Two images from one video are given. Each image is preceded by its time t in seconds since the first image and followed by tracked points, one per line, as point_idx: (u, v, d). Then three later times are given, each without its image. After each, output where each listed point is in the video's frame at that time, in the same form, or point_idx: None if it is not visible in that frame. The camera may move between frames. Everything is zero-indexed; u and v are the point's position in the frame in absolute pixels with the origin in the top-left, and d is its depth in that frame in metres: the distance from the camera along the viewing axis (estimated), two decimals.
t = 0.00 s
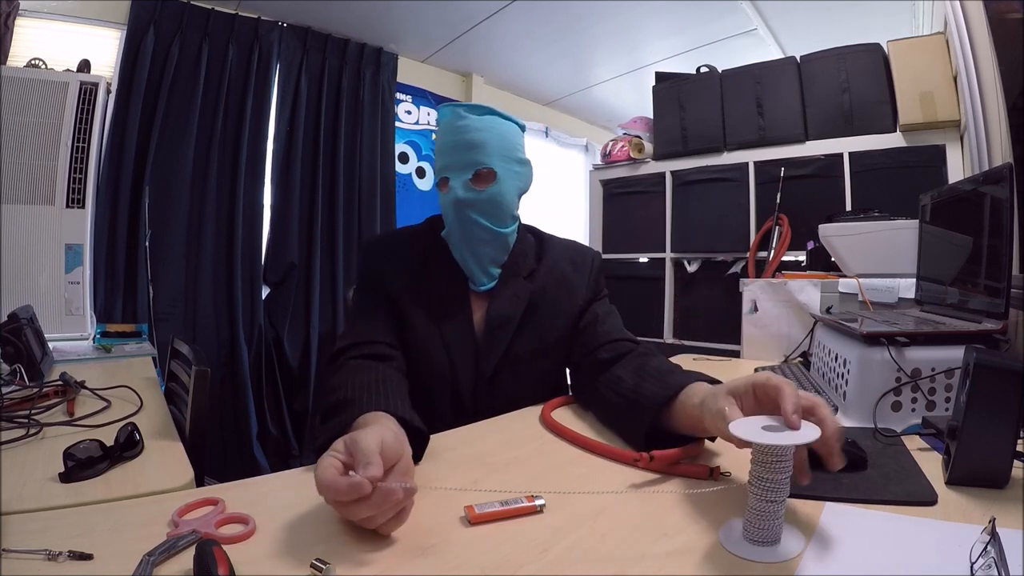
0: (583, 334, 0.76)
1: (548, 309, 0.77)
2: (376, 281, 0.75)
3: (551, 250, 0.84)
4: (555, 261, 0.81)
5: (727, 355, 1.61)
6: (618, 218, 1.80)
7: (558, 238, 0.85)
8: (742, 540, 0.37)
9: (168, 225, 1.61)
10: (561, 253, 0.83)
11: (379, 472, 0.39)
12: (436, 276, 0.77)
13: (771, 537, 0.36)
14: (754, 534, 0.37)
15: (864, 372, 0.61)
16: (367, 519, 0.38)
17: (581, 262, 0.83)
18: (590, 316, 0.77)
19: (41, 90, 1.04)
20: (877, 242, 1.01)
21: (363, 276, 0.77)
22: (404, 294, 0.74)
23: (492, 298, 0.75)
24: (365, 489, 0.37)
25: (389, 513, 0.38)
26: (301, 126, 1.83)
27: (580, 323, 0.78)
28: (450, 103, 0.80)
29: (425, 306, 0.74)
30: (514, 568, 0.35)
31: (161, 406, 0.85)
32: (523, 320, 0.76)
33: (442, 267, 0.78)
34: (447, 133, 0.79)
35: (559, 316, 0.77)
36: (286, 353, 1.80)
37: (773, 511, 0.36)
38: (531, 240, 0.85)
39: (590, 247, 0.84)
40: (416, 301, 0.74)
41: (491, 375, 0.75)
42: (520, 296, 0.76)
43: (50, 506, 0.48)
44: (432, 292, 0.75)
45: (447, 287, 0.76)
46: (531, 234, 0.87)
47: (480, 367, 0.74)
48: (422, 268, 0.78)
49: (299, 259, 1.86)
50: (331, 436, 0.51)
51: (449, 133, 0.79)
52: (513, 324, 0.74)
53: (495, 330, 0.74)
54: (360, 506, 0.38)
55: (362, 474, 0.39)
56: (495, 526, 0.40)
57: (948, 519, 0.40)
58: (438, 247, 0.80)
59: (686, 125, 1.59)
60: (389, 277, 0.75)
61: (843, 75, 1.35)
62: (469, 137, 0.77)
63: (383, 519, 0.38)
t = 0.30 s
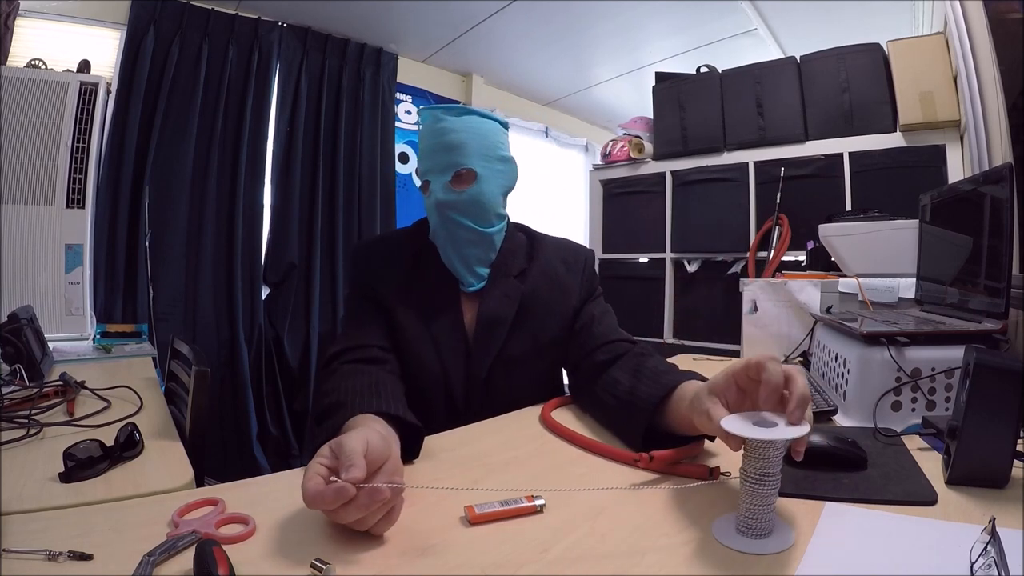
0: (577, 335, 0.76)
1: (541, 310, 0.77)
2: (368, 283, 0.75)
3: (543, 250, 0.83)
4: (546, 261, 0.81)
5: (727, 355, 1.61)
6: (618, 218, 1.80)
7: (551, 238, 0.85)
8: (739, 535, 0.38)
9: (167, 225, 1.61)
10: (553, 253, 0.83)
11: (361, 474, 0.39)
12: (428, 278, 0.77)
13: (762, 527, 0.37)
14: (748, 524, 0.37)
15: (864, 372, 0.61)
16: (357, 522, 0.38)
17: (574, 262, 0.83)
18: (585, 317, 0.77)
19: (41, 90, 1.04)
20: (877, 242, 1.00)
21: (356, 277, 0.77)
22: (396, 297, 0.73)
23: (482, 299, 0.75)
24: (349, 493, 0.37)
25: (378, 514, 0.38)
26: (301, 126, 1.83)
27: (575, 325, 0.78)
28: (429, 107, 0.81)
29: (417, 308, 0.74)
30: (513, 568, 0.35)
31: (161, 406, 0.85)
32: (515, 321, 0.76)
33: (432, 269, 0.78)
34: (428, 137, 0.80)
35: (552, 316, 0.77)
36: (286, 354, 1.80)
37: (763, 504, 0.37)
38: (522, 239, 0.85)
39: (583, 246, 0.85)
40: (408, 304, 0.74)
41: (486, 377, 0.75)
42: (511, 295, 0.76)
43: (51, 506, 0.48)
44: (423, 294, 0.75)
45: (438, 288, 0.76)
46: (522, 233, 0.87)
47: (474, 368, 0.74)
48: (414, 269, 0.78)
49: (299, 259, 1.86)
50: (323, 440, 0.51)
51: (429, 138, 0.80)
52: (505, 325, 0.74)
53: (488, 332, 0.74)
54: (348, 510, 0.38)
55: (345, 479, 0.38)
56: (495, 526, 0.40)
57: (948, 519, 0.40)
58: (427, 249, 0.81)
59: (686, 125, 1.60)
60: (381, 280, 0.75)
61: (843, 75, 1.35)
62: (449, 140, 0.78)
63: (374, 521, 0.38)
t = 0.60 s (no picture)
0: (575, 335, 0.76)
1: (539, 309, 0.77)
2: (365, 284, 0.75)
3: (540, 250, 0.84)
4: (543, 261, 0.81)
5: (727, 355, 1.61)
6: (618, 218, 1.80)
7: (548, 237, 0.85)
8: (742, 535, 0.38)
9: (167, 225, 1.61)
10: (550, 252, 0.83)
11: (360, 473, 0.39)
12: (426, 278, 0.77)
13: (768, 526, 0.37)
14: (753, 524, 0.37)
15: (863, 372, 0.61)
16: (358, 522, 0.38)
17: (571, 261, 0.83)
18: (582, 316, 0.77)
19: (41, 90, 1.04)
20: (877, 242, 1.00)
21: (354, 278, 0.77)
22: (394, 297, 0.74)
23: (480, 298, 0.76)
24: (349, 491, 0.37)
25: (378, 513, 0.38)
26: (301, 126, 1.83)
27: (573, 324, 0.78)
28: (428, 107, 0.81)
29: (416, 309, 0.74)
30: (514, 568, 0.35)
31: (161, 406, 0.85)
32: (513, 320, 0.76)
33: (431, 269, 0.78)
34: (427, 136, 0.80)
35: (550, 316, 0.77)
36: (286, 353, 1.80)
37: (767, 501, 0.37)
38: (519, 239, 0.85)
39: (580, 245, 0.84)
40: (407, 304, 0.74)
41: (484, 377, 0.75)
42: (509, 295, 0.76)
43: (50, 506, 0.48)
44: (422, 294, 0.76)
45: (436, 288, 0.76)
46: (519, 233, 0.87)
47: (472, 368, 0.74)
48: (412, 269, 0.78)
49: (299, 259, 1.86)
50: (323, 441, 0.52)
51: (429, 137, 0.80)
52: (503, 325, 0.74)
53: (485, 331, 0.74)
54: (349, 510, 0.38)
55: (344, 478, 0.38)
56: (495, 526, 0.40)
57: (948, 518, 0.40)
58: (426, 249, 0.81)
59: (686, 125, 1.60)
60: (379, 281, 0.75)
61: (843, 75, 1.35)
62: (449, 138, 0.78)
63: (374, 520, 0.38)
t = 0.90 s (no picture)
0: (575, 335, 0.76)
1: (539, 310, 0.77)
2: (365, 284, 0.75)
3: (541, 250, 0.84)
4: (544, 261, 0.81)
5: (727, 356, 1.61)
6: (618, 218, 1.80)
7: (549, 237, 0.85)
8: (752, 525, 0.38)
9: (167, 225, 1.61)
10: (551, 252, 0.83)
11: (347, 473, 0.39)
12: (427, 279, 0.77)
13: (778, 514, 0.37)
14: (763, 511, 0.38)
15: (864, 372, 0.61)
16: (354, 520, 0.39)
17: (571, 261, 0.83)
18: (583, 317, 0.77)
19: (41, 90, 1.04)
20: (877, 242, 1.00)
21: (355, 277, 0.77)
22: (395, 297, 0.74)
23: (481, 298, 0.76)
24: (337, 491, 0.37)
25: (371, 512, 0.38)
26: (301, 126, 1.83)
27: (574, 324, 0.78)
28: (436, 104, 0.81)
29: (416, 309, 0.74)
30: (514, 568, 0.35)
31: (161, 406, 0.85)
32: (514, 320, 0.76)
33: (433, 268, 0.78)
34: (434, 133, 0.80)
35: (551, 316, 0.77)
36: (286, 353, 1.80)
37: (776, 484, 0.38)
38: (520, 239, 0.85)
39: (581, 244, 0.84)
40: (407, 305, 0.74)
41: (485, 377, 0.75)
42: (510, 294, 0.76)
43: (50, 506, 0.48)
44: (423, 295, 0.76)
45: (436, 288, 0.76)
46: (520, 233, 0.87)
47: (473, 368, 0.74)
48: (413, 269, 0.78)
49: (299, 259, 1.86)
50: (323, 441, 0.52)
51: (437, 133, 0.79)
52: (504, 326, 0.75)
53: (486, 332, 0.74)
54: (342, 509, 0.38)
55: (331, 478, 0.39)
56: (495, 526, 0.40)
57: (948, 519, 0.40)
58: (426, 249, 0.81)
59: (686, 125, 1.60)
60: (380, 280, 0.75)
61: (843, 75, 1.35)
62: (457, 136, 0.78)
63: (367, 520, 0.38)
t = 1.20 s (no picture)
0: (575, 334, 0.76)
1: (539, 310, 0.77)
2: (364, 284, 0.75)
3: (541, 250, 0.84)
4: (544, 261, 0.81)
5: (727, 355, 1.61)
6: (618, 218, 1.81)
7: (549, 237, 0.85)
8: (739, 513, 0.40)
9: (167, 225, 1.61)
10: (551, 252, 0.83)
11: (338, 457, 0.41)
12: (427, 279, 0.77)
13: (765, 505, 0.39)
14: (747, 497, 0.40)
15: (864, 372, 0.61)
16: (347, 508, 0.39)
17: (571, 261, 0.84)
18: (583, 317, 0.77)
19: (41, 90, 1.04)
20: (877, 242, 1.00)
21: (354, 277, 0.77)
22: (394, 298, 0.73)
23: (483, 297, 0.76)
24: (325, 475, 0.38)
25: (360, 501, 0.38)
26: (301, 126, 1.83)
27: (574, 324, 0.78)
28: (463, 97, 0.81)
29: (415, 309, 0.74)
30: (514, 568, 0.35)
31: (161, 406, 0.85)
32: (514, 321, 0.76)
33: (435, 267, 0.78)
34: (460, 123, 0.80)
35: (551, 316, 0.77)
36: (286, 354, 1.80)
37: (766, 479, 0.38)
38: (521, 238, 0.85)
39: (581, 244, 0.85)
40: (407, 305, 0.74)
41: (485, 377, 0.75)
42: (511, 296, 0.76)
43: (50, 506, 0.48)
44: (423, 295, 0.76)
45: (436, 288, 0.76)
46: (520, 233, 0.87)
47: (473, 368, 0.74)
48: (413, 270, 0.78)
49: (299, 259, 1.87)
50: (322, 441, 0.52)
51: (466, 123, 0.79)
52: (504, 326, 0.75)
53: (486, 332, 0.74)
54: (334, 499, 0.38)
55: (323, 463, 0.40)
56: (495, 526, 0.40)
57: (949, 519, 0.40)
58: (425, 249, 0.81)
59: (686, 125, 1.60)
60: (379, 280, 0.75)
61: (843, 75, 1.35)
62: (488, 131, 0.79)
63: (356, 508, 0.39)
